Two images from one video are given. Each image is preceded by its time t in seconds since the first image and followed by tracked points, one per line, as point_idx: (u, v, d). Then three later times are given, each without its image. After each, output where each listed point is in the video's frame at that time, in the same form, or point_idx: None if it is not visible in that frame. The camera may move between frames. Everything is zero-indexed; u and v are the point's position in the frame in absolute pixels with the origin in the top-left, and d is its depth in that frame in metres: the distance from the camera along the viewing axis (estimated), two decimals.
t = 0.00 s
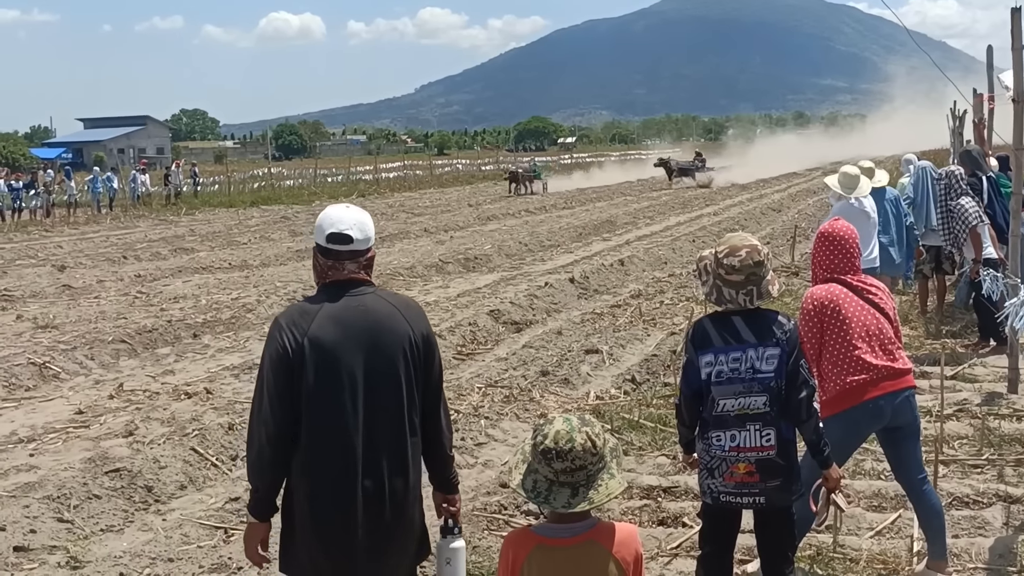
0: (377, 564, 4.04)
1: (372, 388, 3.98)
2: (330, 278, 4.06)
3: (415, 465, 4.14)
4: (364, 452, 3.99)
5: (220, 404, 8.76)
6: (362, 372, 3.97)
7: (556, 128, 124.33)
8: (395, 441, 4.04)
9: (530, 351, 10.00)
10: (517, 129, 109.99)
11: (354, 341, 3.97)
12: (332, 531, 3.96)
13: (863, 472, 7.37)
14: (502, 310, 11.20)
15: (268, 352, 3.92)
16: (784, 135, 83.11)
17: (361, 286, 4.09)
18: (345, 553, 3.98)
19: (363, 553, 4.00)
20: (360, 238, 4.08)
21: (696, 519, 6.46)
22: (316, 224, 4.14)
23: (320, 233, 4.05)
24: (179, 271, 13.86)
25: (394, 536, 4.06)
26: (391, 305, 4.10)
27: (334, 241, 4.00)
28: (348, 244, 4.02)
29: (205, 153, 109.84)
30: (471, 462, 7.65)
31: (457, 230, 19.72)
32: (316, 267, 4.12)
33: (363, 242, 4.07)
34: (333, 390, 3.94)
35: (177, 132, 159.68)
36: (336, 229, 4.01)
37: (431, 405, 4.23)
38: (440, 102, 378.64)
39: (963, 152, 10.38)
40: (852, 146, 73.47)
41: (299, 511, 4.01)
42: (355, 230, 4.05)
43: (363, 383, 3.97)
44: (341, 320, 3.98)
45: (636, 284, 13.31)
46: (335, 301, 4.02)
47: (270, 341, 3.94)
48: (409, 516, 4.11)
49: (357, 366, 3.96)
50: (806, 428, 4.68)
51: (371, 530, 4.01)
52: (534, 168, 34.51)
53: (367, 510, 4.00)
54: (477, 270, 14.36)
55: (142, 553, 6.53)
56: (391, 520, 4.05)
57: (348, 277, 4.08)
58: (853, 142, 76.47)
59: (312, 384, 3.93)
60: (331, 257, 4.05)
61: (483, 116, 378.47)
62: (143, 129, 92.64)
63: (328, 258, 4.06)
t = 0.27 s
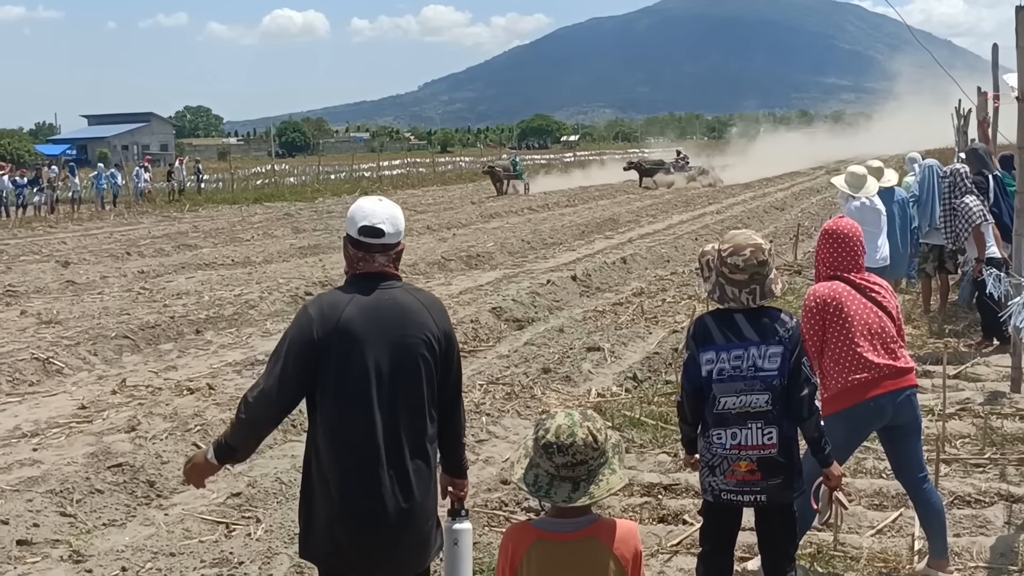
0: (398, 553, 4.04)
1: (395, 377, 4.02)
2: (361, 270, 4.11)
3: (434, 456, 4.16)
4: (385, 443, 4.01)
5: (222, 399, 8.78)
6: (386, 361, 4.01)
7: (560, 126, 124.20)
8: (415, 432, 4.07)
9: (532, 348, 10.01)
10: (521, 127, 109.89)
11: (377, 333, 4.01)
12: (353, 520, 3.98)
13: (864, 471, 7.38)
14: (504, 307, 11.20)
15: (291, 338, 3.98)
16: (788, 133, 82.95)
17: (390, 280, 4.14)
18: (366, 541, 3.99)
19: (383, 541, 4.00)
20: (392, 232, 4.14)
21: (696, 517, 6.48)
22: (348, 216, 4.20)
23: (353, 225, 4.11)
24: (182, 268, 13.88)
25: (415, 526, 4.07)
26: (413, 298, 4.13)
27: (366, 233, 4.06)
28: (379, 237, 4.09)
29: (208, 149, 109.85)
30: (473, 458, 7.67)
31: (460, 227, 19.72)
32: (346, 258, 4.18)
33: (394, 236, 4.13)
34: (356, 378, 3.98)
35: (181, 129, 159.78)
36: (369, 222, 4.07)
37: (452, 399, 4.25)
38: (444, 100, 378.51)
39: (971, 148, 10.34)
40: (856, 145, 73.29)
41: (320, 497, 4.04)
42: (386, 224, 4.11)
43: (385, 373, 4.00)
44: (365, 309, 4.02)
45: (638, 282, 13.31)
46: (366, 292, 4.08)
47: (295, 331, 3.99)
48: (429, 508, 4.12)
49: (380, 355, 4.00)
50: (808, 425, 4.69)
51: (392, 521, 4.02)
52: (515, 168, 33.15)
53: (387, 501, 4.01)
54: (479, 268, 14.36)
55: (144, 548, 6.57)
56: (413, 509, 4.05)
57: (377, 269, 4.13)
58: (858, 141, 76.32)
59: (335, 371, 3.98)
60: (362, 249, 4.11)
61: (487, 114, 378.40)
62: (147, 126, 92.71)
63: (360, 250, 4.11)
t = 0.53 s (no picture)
0: (411, 544, 4.05)
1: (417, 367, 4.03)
2: (386, 261, 4.13)
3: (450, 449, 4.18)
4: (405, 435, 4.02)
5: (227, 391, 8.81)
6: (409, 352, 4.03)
7: (568, 124, 124.05)
8: (435, 424, 4.10)
9: (538, 345, 10.02)
10: (530, 125, 109.78)
11: (399, 325, 4.02)
12: (373, 510, 4.00)
13: (869, 471, 7.37)
14: (510, 304, 11.21)
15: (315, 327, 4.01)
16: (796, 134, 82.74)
17: (414, 273, 4.16)
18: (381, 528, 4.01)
19: (397, 530, 4.01)
20: (416, 225, 4.15)
21: (700, 515, 6.48)
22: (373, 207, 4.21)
23: (378, 217, 4.12)
24: (189, 260, 13.92)
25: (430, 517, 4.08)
26: (436, 291, 4.15)
27: (392, 226, 4.08)
28: (405, 230, 4.10)
29: (217, 143, 110.00)
30: (477, 454, 7.68)
31: (466, 224, 19.73)
32: (370, 249, 4.19)
33: (419, 230, 4.14)
34: (379, 368, 4.00)
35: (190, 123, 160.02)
36: (395, 215, 4.08)
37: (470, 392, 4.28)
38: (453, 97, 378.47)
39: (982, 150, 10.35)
40: (865, 147, 73.06)
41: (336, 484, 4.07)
42: (412, 217, 4.12)
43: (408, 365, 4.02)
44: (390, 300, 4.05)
45: (644, 280, 13.31)
46: (389, 283, 4.08)
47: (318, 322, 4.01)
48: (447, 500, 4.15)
49: (402, 345, 4.02)
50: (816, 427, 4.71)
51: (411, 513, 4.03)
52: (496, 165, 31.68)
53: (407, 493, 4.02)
54: (485, 264, 14.37)
55: (148, 538, 6.60)
56: (430, 500, 4.06)
57: (401, 262, 4.14)
58: (867, 143, 76.08)
59: (358, 361, 4.00)
60: (387, 241, 4.12)
61: (495, 111, 378.29)
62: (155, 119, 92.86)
63: (386, 241, 4.13)
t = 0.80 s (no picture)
0: (422, 542, 4.07)
1: (427, 367, 4.03)
2: (395, 260, 4.13)
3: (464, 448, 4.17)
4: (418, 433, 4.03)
5: (244, 384, 8.84)
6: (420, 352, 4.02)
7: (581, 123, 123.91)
8: (449, 423, 4.10)
9: (553, 341, 10.02)
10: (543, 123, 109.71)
11: (411, 324, 4.02)
12: (385, 507, 4.03)
13: (885, 471, 7.36)
14: (525, 300, 11.21)
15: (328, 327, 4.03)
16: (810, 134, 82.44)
17: (423, 270, 4.16)
18: (392, 527, 4.03)
19: (411, 526, 4.04)
20: (426, 221, 4.17)
21: (716, 513, 6.48)
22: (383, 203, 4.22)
23: (388, 213, 4.13)
24: (204, 254, 13.96)
25: (441, 516, 4.09)
26: (449, 289, 4.13)
27: (402, 222, 4.09)
28: (415, 226, 4.11)
29: (230, 139, 110.32)
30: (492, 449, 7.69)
31: (481, 221, 19.73)
32: (380, 248, 4.19)
33: (429, 226, 4.15)
34: (389, 368, 4.00)
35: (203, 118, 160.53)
36: (405, 211, 4.09)
37: (486, 390, 4.26)
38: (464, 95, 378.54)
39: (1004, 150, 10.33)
40: (879, 147, 72.72)
41: (348, 483, 4.09)
42: (422, 213, 4.13)
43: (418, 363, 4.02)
44: (401, 300, 4.04)
45: (659, 278, 13.29)
46: (396, 283, 4.08)
47: (330, 322, 4.03)
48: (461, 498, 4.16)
49: (413, 345, 4.01)
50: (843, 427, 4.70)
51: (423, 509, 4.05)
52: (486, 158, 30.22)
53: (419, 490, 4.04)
54: (500, 261, 14.38)
55: (166, 529, 6.66)
56: (442, 497, 4.08)
57: (411, 259, 4.15)
58: (881, 143, 75.75)
59: (368, 362, 4.01)
60: (397, 239, 4.13)
61: (507, 110, 378.23)
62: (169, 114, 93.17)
63: (395, 239, 4.14)
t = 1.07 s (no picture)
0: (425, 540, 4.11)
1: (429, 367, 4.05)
2: (389, 261, 4.13)
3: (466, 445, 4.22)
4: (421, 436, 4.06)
5: (263, 381, 8.88)
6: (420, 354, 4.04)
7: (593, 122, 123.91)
8: (450, 422, 4.13)
9: (570, 339, 10.03)
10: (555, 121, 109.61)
11: (412, 327, 4.03)
12: (390, 509, 4.04)
13: (906, 468, 7.33)
14: (542, 298, 11.22)
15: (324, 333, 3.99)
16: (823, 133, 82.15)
17: (418, 269, 4.16)
18: (398, 529, 4.05)
19: (415, 526, 4.06)
20: (418, 220, 4.17)
21: (736, 510, 6.47)
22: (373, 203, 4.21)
23: (380, 213, 4.13)
24: (222, 252, 14.01)
25: (446, 514, 4.14)
26: (446, 289, 4.16)
27: (395, 222, 4.09)
28: (408, 226, 4.12)
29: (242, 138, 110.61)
30: (511, 446, 7.70)
31: (496, 218, 19.75)
32: (372, 250, 4.20)
33: (422, 225, 4.17)
34: (392, 371, 4.00)
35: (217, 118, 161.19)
36: (397, 211, 4.10)
37: (484, 387, 4.30)
38: (475, 94, 378.63)
39: None
40: (893, 145, 72.39)
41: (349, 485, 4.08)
42: (413, 212, 4.14)
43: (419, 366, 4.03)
44: (399, 302, 4.04)
45: (676, 276, 13.28)
46: (392, 284, 4.08)
47: (329, 326, 3.98)
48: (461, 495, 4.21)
49: (414, 347, 4.02)
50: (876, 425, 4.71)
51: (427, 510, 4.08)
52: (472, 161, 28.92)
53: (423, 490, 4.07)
54: (517, 259, 14.39)
55: (188, 525, 6.70)
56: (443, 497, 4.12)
57: (405, 260, 4.15)
58: (895, 141, 75.42)
59: (368, 366, 4.00)
60: (390, 240, 4.13)
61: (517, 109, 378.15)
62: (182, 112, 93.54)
63: (388, 240, 4.14)
